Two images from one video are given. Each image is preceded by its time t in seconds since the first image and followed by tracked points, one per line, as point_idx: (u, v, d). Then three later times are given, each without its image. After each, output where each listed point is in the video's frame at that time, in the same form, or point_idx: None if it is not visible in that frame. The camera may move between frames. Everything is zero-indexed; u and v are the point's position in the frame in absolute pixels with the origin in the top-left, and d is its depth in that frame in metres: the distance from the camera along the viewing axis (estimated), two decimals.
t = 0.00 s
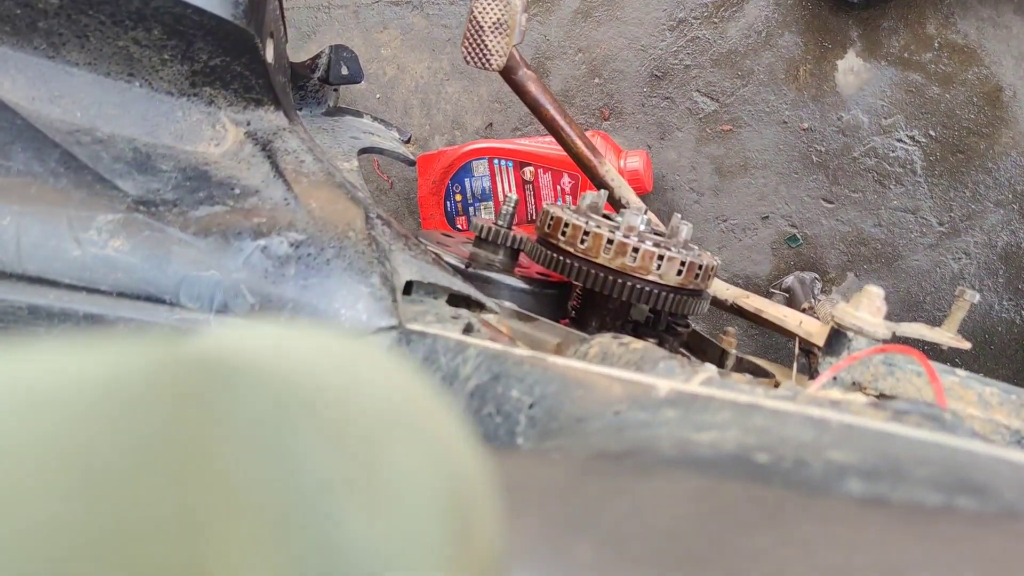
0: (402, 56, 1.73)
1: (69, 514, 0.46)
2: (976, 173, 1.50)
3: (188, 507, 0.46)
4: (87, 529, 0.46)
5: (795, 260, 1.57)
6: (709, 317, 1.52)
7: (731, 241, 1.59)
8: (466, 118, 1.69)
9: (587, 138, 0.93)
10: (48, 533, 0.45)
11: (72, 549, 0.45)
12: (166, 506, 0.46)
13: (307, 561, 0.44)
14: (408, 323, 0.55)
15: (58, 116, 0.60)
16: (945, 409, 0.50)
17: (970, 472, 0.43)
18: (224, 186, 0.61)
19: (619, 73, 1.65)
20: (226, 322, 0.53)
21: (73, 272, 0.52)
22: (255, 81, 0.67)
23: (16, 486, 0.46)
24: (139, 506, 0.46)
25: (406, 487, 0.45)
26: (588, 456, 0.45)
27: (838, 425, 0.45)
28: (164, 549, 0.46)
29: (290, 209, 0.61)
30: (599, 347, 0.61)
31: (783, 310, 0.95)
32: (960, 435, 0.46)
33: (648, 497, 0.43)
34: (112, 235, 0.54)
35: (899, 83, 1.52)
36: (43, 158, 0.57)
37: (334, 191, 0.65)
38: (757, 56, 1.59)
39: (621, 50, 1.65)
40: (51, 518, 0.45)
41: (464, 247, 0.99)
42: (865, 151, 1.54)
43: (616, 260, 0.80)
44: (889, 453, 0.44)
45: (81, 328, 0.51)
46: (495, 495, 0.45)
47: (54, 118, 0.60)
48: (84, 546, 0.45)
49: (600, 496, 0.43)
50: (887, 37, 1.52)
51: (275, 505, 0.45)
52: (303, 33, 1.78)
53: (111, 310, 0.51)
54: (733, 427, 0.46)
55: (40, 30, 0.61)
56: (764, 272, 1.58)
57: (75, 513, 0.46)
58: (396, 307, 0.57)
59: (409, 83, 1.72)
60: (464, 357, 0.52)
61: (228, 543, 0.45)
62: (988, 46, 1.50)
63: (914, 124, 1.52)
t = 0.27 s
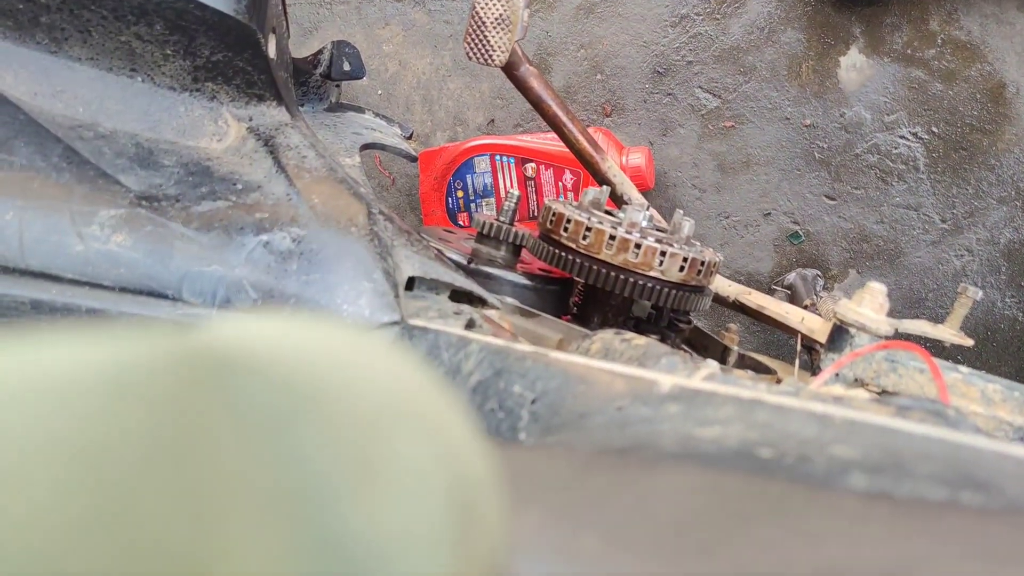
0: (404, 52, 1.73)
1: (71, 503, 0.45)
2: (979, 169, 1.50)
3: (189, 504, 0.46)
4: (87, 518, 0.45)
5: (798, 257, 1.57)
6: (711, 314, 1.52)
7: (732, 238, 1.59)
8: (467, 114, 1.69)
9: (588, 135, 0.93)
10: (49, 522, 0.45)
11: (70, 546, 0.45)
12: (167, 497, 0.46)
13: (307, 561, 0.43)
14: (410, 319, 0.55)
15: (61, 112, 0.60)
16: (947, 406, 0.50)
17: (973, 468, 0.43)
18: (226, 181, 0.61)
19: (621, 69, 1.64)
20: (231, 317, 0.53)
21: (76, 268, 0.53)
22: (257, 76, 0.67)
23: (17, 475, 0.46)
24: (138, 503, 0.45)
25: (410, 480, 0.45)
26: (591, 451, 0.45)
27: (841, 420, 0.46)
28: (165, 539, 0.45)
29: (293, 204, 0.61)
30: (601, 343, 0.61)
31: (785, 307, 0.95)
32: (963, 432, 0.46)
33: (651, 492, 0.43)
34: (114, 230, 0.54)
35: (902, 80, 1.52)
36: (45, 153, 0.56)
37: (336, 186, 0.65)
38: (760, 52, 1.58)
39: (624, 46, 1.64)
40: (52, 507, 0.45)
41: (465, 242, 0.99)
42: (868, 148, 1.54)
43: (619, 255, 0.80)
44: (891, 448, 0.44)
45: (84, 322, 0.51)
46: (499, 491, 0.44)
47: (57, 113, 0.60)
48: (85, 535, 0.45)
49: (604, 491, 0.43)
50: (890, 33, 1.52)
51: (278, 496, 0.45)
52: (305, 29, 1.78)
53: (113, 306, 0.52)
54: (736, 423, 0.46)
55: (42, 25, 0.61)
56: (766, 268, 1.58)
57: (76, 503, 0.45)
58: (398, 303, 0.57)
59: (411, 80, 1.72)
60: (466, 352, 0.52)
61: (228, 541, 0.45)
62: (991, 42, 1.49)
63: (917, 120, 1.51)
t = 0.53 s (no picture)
0: (407, 47, 1.72)
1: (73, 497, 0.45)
2: (985, 164, 1.49)
3: (195, 500, 0.46)
4: (90, 512, 0.45)
5: (801, 252, 1.56)
6: (715, 309, 1.52)
7: (736, 233, 1.59)
8: (470, 109, 1.69)
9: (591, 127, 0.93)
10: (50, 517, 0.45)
11: (73, 543, 0.45)
12: (173, 490, 0.46)
13: (316, 559, 0.44)
14: (414, 313, 0.55)
15: (65, 105, 0.60)
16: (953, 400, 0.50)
17: (983, 460, 0.43)
18: (230, 175, 0.61)
19: (625, 64, 1.64)
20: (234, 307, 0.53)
21: (80, 260, 0.53)
22: (261, 70, 0.67)
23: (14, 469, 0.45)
24: (140, 501, 0.45)
25: (416, 471, 0.45)
26: (596, 444, 0.45)
27: (847, 413, 0.45)
28: (172, 531, 0.45)
29: (296, 198, 0.61)
30: (605, 338, 0.61)
31: (789, 302, 0.94)
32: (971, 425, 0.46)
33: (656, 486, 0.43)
34: (118, 223, 0.54)
35: (907, 74, 1.51)
36: (49, 146, 0.56)
37: (339, 180, 0.65)
38: (764, 47, 1.57)
39: (627, 41, 1.64)
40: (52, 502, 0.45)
41: (469, 237, 0.99)
42: (872, 142, 1.53)
43: (622, 250, 0.80)
44: (899, 440, 0.43)
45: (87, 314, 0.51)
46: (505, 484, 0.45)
47: (61, 106, 0.60)
48: (89, 528, 0.45)
49: (609, 483, 0.44)
50: (895, 28, 1.51)
51: (285, 488, 0.45)
52: (308, 23, 1.78)
53: (117, 298, 0.52)
54: (741, 416, 0.45)
55: (46, 18, 0.61)
56: (769, 264, 1.58)
57: (78, 496, 0.45)
58: (403, 297, 0.56)
59: (414, 75, 1.72)
60: (471, 346, 0.51)
61: (234, 538, 0.45)
62: (997, 36, 1.48)
63: (922, 115, 1.51)
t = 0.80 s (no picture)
0: (409, 43, 1.72)
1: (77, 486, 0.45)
2: (988, 162, 1.49)
3: (201, 489, 0.46)
4: (95, 501, 0.45)
5: (804, 249, 1.56)
6: (717, 306, 1.52)
7: (738, 230, 1.59)
8: (473, 105, 1.69)
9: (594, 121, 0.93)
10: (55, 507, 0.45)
11: (78, 532, 0.45)
12: (178, 480, 0.46)
13: (319, 551, 0.44)
14: (417, 308, 0.55)
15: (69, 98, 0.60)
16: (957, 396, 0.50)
17: (986, 456, 0.43)
18: (233, 169, 0.61)
19: (628, 60, 1.64)
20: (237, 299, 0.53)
21: (84, 254, 0.53)
22: (264, 64, 0.67)
23: (19, 459, 0.45)
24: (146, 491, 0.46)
25: (420, 461, 0.45)
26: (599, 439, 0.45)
27: (852, 409, 0.45)
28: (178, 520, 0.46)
29: (300, 193, 0.61)
30: (608, 333, 0.61)
31: (792, 298, 0.95)
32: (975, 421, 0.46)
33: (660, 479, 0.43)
34: (122, 216, 0.54)
35: (910, 72, 1.51)
36: (53, 141, 0.56)
37: (343, 175, 0.65)
38: (767, 44, 1.57)
39: (630, 37, 1.64)
40: (58, 492, 0.45)
41: (472, 233, 0.99)
42: (875, 140, 1.53)
43: (625, 246, 0.80)
44: (903, 435, 0.43)
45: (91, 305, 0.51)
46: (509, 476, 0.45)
47: (65, 100, 0.60)
48: (94, 518, 0.45)
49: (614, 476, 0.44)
50: (898, 25, 1.51)
51: (289, 478, 0.45)
52: (311, 19, 1.77)
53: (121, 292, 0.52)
54: (745, 410, 0.45)
55: (50, 12, 0.61)
56: (772, 261, 1.58)
57: (84, 486, 0.45)
58: (406, 292, 0.57)
59: (417, 71, 1.72)
60: (473, 341, 0.52)
61: (240, 527, 0.45)
62: (1001, 34, 1.48)
63: (925, 113, 1.51)
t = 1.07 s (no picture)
0: (412, 39, 1.72)
1: (79, 479, 0.45)
2: (990, 160, 1.48)
3: (203, 482, 0.46)
4: (96, 494, 0.45)
5: (806, 247, 1.56)
6: (719, 303, 1.52)
7: (741, 227, 1.59)
8: (475, 102, 1.69)
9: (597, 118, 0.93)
10: (57, 501, 0.45)
11: (80, 525, 0.45)
12: (180, 473, 0.46)
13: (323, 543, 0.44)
14: (420, 304, 0.55)
15: (72, 93, 0.60)
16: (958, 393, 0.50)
17: (988, 452, 0.43)
18: (237, 165, 0.61)
19: (630, 57, 1.64)
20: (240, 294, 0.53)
21: (87, 249, 0.53)
22: (268, 60, 0.67)
23: (22, 452, 0.45)
24: (149, 483, 0.45)
25: (424, 455, 0.45)
26: (604, 434, 0.45)
27: (855, 405, 0.46)
28: (180, 513, 0.45)
29: (303, 189, 0.61)
30: (611, 329, 0.61)
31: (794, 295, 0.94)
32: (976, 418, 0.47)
33: (665, 473, 0.43)
34: (125, 212, 0.54)
35: (913, 69, 1.51)
36: (57, 135, 0.56)
37: (346, 171, 0.65)
38: (770, 41, 1.57)
39: (633, 35, 1.64)
40: (59, 484, 0.45)
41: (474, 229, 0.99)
42: (878, 137, 1.53)
43: (628, 243, 0.80)
44: (905, 431, 0.44)
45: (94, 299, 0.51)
46: (513, 470, 0.45)
47: (68, 95, 0.60)
48: (95, 511, 0.45)
49: (620, 469, 0.44)
50: (901, 22, 1.51)
51: (292, 471, 0.45)
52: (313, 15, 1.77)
53: (123, 287, 0.52)
54: (748, 407, 0.46)
55: (54, 7, 0.61)
56: (774, 259, 1.57)
57: (85, 479, 0.45)
58: (409, 287, 0.57)
59: (419, 67, 1.72)
60: (476, 337, 0.52)
61: (244, 519, 0.45)
62: (1004, 32, 1.48)
63: (927, 110, 1.50)
